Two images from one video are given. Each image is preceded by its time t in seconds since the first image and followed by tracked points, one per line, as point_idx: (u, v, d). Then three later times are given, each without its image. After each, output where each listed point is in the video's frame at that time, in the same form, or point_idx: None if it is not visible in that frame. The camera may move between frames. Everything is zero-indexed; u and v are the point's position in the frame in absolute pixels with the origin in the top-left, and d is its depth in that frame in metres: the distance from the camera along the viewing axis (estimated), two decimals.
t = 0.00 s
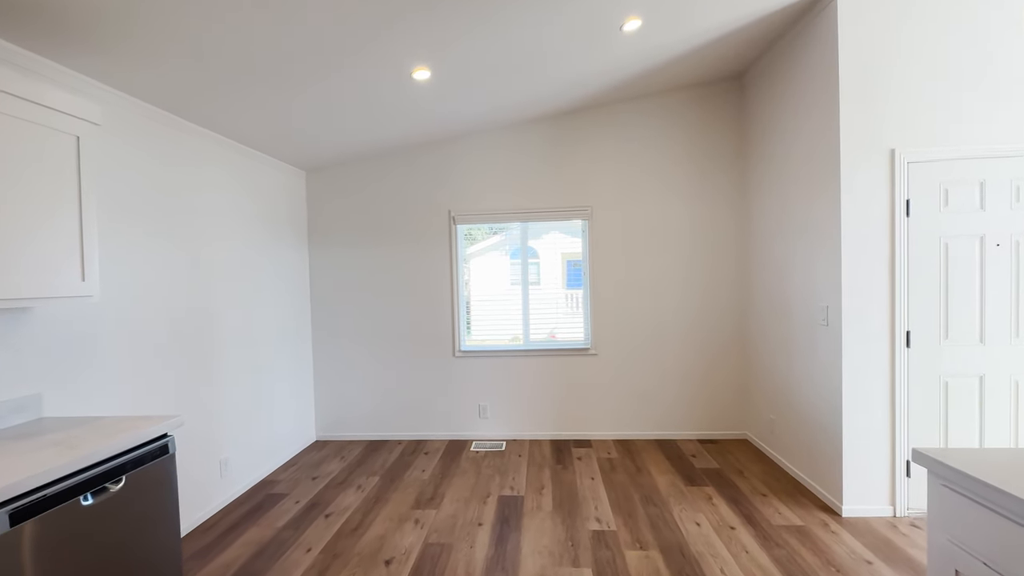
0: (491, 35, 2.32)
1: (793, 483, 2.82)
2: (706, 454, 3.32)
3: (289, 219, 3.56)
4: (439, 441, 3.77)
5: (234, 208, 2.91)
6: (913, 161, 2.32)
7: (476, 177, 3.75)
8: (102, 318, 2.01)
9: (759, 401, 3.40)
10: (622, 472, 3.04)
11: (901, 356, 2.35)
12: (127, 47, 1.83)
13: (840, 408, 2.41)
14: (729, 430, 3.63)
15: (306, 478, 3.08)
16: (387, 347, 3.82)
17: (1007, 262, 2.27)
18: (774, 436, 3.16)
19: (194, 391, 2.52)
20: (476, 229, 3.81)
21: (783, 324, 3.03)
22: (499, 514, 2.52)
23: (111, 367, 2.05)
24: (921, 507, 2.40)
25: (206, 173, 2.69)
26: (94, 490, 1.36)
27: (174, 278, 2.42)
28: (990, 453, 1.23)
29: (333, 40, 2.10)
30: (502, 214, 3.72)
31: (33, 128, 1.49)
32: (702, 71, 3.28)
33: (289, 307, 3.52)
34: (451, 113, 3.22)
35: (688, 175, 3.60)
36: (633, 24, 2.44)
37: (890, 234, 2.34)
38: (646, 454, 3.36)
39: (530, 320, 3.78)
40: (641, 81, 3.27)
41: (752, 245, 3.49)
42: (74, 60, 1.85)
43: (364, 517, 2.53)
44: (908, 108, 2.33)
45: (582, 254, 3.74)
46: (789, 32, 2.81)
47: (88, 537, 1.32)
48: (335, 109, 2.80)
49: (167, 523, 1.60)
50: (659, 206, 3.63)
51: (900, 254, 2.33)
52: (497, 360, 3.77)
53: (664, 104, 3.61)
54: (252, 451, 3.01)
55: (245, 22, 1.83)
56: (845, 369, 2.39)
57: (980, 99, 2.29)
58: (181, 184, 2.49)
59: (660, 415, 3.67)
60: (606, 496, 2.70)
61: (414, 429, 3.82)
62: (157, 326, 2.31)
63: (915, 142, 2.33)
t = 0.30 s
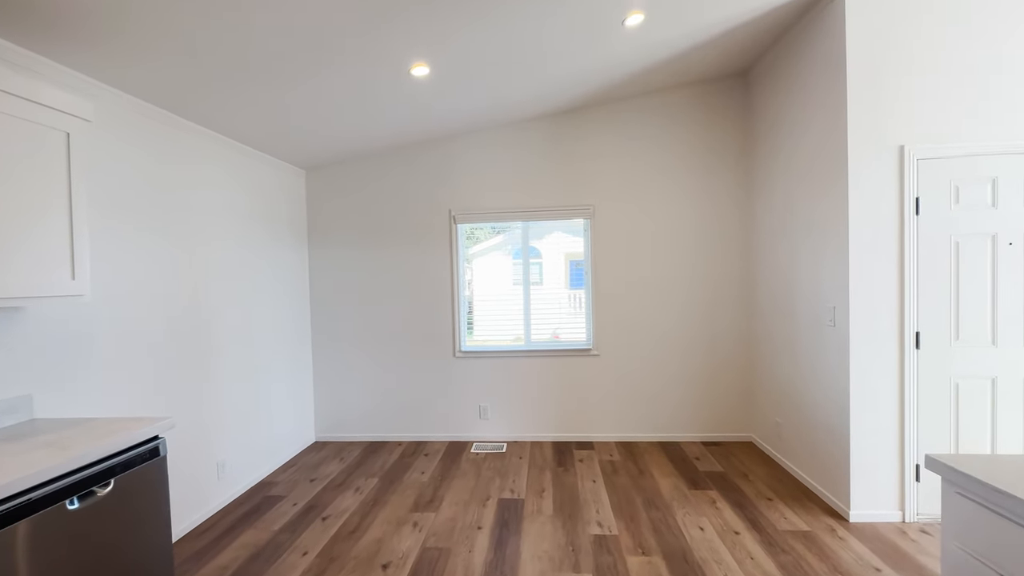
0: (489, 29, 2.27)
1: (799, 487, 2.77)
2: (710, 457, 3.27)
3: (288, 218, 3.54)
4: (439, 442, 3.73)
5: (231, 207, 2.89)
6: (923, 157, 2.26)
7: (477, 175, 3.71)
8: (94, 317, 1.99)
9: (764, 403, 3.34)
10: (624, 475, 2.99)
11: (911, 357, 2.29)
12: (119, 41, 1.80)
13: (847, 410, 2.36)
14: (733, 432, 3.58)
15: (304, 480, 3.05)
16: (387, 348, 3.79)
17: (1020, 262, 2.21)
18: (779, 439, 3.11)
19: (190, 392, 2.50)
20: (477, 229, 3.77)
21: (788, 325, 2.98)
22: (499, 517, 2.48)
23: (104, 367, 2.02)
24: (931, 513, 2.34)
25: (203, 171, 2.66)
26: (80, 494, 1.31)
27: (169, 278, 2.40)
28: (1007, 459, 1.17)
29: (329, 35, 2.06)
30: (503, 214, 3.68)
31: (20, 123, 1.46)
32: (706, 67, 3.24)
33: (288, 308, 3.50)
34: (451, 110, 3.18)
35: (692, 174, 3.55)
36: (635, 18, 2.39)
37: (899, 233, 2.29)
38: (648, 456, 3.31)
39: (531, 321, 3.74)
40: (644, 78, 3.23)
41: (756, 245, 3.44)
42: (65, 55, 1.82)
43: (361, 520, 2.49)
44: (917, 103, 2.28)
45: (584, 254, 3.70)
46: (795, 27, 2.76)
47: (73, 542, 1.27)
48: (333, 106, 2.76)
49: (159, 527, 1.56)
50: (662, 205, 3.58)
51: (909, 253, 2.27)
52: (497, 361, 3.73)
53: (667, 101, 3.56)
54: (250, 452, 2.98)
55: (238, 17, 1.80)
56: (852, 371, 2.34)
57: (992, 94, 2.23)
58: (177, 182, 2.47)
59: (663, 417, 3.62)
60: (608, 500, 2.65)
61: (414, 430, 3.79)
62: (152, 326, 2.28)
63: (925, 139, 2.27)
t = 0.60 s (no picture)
0: (488, 25, 2.23)
1: (804, 491, 2.71)
2: (713, 460, 3.22)
3: (287, 217, 3.51)
4: (439, 444, 3.69)
5: (228, 206, 2.86)
6: (932, 154, 2.21)
7: (477, 174, 3.67)
8: (87, 318, 1.95)
9: (768, 405, 3.29)
10: (626, 478, 2.94)
11: (919, 359, 2.24)
12: (111, 38, 1.77)
13: (854, 413, 2.31)
14: (736, 435, 3.53)
15: (302, 482, 3.02)
16: (386, 348, 3.75)
17: None
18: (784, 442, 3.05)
19: (185, 393, 2.46)
20: (477, 228, 3.73)
21: (793, 326, 2.93)
22: (497, 521, 2.44)
23: (96, 369, 1.99)
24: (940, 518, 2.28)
25: (199, 170, 2.63)
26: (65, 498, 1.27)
27: (164, 278, 2.36)
28: None
29: (324, 32, 2.02)
30: (504, 213, 3.63)
31: (7, 120, 1.42)
32: (710, 63, 3.18)
33: (286, 308, 3.46)
34: (451, 108, 3.14)
35: (694, 172, 3.50)
36: (637, 13, 2.35)
37: (908, 231, 2.23)
38: (650, 458, 3.26)
39: (532, 321, 3.70)
40: (646, 74, 3.18)
41: (760, 244, 3.38)
42: (56, 52, 1.79)
43: (358, 523, 2.45)
44: (927, 98, 2.22)
45: (586, 253, 3.65)
46: (800, 21, 2.70)
47: (57, 549, 1.22)
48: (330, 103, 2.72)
49: (148, 531, 1.52)
50: (664, 204, 3.53)
51: (918, 252, 2.22)
52: (498, 362, 3.69)
53: (670, 99, 3.51)
54: (247, 454, 2.95)
55: (232, 13, 1.76)
56: (859, 373, 2.28)
57: (1004, 89, 2.18)
58: (174, 180, 2.44)
59: (665, 419, 3.57)
60: (609, 503, 2.60)
61: (414, 431, 3.75)
62: (146, 326, 2.25)
63: (934, 135, 2.22)
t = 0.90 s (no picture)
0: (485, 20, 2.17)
1: (809, 497, 2.66)
2: (716, 464, 3.16)
3: (283, 217, 3.47)
4: (437, 447, 3.65)
5: (223, 206, 2.82)
6: (942, 152, 2.15)
7: (476, 173, 3.62)
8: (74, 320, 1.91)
9: (772, 408, 3.23)
10: (626, 483, 2.89)
11: (928, 363, 2.18)
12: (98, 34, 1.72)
13: (860, 418, 2.25)
14: (740, 438, 3.47)
15: (298, 486, 2.97)
16: (384, 350, 3.71)
17: None
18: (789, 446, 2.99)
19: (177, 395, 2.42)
20: (476, 228, 3.69)
21: (798, 328, 2.87)
22: (495, 527, 2.39)
23: (84, 372, 1.95)
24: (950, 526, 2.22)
25: (193, 169, 2.59)
26: (43, 508, 1.21)
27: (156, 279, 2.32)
28: None
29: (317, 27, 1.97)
30: (503, 213, 3.59)
31: None
32: (712, 61, 3.13)
33: (283, 309, 3.43)
34: (449, 106, 3.10)
35: (697, 172, 3.45)
36: (638, 7, 2.29)
37: (916, 232, 2.18)
38: (651, 463, 3.21)
39: (531, 323, 3.65)
40: (648, 72, 3.13)
41: (764, 245, 3.33)
42: (42, 48, 1.75)
43: (353, 529, 2.40)
44: (936, 95, 2.17)
45: (586, 254, 3.60)
46: (805, 17, 2.65)
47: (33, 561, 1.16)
48: (325, 102, 2.67)
49: (132, 540, 1.46)
50: (666, 204, 3.48)
51: (926, 253, 2.16)
52: (497, 363, 3.64)
53: (672, 97, 3.46)
54: (241, 457, 2.91)
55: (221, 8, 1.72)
56: (866, 377, 2.23)
57: (1015, 86, 2.12)
58: (166, 180, 2.40)
59: (667, 422, 3.52)
60: (609, 509, 2.55)
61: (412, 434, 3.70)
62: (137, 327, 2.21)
63: (943, 133, 2.16)
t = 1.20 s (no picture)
0: (484, 17, 2.12)
1: (813, 502, 2.61)
2: (718, 468, 3.11)
3: (280, 217, 3.42)
4: (436, 449, 3.60)
5: (217, 205, 2.77)
6: (951, 150, 2.10)
7: (475, 173, 3.58)
8: (62, 323, 1.86)
9: (775, 411, 3.19)
10: (627, 487, 2.84)
11: (936, 366, 2.13)
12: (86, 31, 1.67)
13: (867, 422, 2.20)
14: (742, 442, 3.42)
15: (293, 490, 2.93)
16: (382, 351, 3.66)
17: None
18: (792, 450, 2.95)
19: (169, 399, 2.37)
20: (476, 228, 3.64)
21: (802, 330, 2.82)
22: (493, 533, 2.34)
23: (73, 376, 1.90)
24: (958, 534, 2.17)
25: (187, 168, 2.54)
26: (22, 517, 1.15)
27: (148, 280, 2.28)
28: None
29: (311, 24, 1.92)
30: (502, 212, 3.54)
31: None
32: (715, 58, 3.08)
33: (280, 309, 3.38)
34: (448, 104, 3.05)
35: (699, 171, 3.40)
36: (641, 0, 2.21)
37: (924, 232, 2.13)
38: (653, 466, 3.16)
39: (531, 324, 3.61)
40: (650, 69, 3.08)
41: (766, 245, 3.28)
42: (29, 44, 1.70)
43: (349, 535, 2.36)
44: (945, 92, 2.12)
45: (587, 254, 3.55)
46: (810, 13, 2.60)
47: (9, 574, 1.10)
48: (322, 99, 2.62)
49: (118, 550, 1.40)
50: (668, 203, 3.43)
51: (934, 254, 2.12)
52: (496, 365, 3.59)
53: (674, 95, 3.41)
54: (237, 460, 2.86)
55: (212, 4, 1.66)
56: (873, 380, 2.18)
57: None
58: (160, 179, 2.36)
59: (669, 425, 3.47)
60: (610, 515, 2.50)
61: (410, 436, 3.66)
62: (127, 330, 2.16)
63: (952, 131, 2.11)
